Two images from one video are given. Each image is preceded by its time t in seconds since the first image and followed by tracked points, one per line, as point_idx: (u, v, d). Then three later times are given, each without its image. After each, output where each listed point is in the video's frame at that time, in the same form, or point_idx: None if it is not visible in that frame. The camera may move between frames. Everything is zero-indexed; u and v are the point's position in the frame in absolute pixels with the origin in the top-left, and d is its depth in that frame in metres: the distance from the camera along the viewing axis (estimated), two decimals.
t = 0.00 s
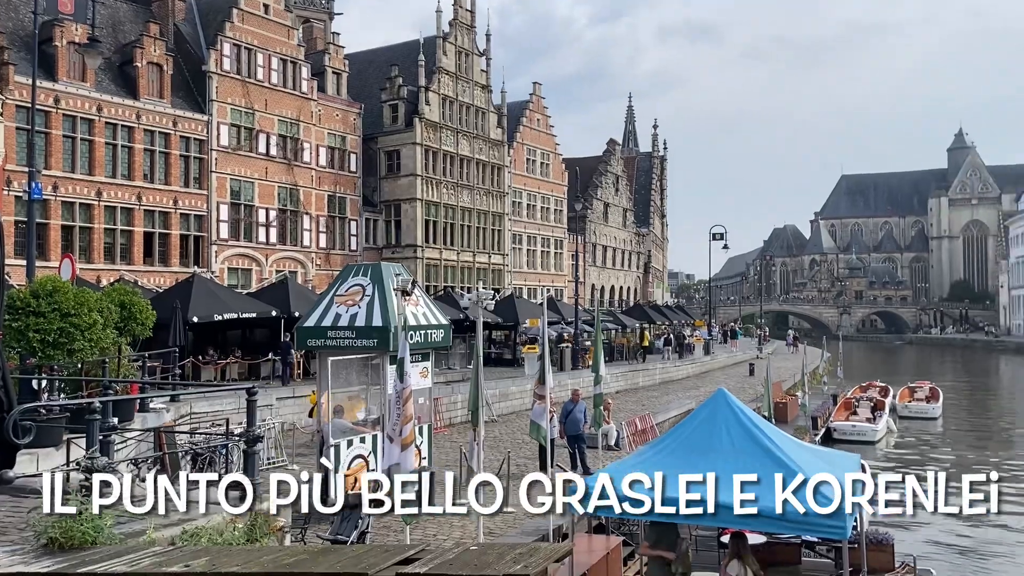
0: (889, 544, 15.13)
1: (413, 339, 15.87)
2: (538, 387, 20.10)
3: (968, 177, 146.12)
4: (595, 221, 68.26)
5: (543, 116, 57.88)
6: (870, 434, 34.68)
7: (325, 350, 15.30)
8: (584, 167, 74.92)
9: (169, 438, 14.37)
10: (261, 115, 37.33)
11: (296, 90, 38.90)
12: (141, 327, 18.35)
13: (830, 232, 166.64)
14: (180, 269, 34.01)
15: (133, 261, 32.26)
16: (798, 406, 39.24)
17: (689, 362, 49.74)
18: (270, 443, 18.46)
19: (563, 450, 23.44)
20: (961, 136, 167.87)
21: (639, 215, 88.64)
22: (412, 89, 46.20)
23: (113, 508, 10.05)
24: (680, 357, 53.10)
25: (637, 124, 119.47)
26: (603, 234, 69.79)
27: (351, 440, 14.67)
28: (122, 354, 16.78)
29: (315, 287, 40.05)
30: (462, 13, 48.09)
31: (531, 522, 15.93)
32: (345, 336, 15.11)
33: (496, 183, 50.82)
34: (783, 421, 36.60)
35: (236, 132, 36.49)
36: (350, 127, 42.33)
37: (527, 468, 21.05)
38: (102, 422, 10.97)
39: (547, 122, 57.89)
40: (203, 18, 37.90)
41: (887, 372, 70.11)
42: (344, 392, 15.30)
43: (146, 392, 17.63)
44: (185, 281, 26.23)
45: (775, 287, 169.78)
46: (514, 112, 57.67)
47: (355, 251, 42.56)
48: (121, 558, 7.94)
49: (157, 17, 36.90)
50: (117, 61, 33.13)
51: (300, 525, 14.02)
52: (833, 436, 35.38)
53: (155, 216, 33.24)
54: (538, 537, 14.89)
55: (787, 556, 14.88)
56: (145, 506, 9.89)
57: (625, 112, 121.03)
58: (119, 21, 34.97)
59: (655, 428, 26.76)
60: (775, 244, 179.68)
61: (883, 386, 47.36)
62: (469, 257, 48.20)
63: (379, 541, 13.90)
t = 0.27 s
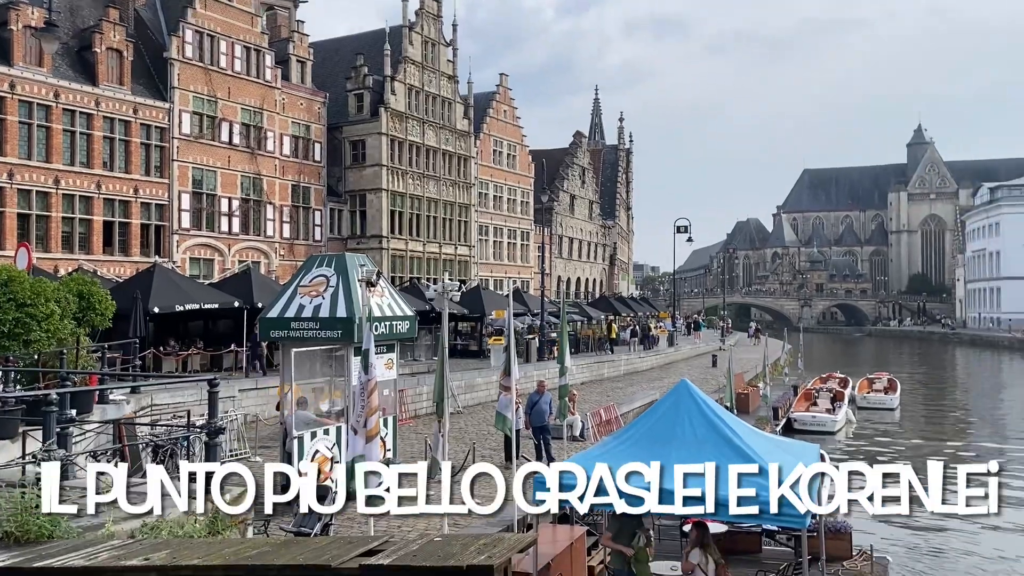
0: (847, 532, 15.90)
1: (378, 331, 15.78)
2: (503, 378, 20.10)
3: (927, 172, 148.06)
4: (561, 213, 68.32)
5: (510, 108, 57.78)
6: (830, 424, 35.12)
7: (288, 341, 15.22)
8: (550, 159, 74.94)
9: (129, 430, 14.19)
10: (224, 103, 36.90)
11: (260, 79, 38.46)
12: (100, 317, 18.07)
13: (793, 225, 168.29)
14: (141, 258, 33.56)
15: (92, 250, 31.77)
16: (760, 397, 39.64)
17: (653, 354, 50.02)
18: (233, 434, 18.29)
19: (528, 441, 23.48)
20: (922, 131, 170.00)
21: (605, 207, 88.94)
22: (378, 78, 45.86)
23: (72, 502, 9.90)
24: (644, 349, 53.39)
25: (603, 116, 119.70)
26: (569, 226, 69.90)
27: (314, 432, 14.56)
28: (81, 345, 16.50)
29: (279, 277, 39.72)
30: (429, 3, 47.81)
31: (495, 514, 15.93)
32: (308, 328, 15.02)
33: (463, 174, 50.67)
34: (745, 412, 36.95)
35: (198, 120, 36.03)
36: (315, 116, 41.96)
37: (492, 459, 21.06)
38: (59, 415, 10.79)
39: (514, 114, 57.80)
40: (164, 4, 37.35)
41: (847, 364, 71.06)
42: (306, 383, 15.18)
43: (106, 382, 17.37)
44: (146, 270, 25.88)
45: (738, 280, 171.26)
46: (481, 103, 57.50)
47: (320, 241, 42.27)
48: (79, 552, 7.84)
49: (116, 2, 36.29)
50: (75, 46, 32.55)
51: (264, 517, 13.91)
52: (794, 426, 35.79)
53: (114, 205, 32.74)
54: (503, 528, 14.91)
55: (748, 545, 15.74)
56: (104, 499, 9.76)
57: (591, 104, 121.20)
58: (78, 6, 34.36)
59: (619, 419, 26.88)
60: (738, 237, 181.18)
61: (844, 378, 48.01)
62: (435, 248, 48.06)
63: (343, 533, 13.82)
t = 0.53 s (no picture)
0: (803, 522, 16.15)
1: (338, 323, 15.67)
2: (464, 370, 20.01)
3: (884, 167, 150.01)
4: (525, 205, 68.30)
5: (473, 99, 57.57)
6: (787, 415, 35.49)
7: (246, 333, 14.94)
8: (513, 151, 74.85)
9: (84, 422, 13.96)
10: (182, 91, 36.39)
11: (218, 66, 37.94)
12: (53, 308, 17.70)
13: (752, 219, 169.86)
14: (95, 249, 33.01)
15: (44, 240, 31.16)
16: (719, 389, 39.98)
17: (615, 346, 50.22)
18: (190, 427, 18.05)
19: (489, 433, 23.45)
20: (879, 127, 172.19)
21: (567, 200, 89.11)
22: (339, 67, 45.47)
23: (22, 496, 9.70)
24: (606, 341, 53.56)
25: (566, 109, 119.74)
26: (532, 218, 69.91)
27: (274, 425, 14.48)
28: (32, 337, 16.18)
29: (237, 268, 39.27)
30: None
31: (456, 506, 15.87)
32: (268, 320, 14.81)
33: (425, 165, 50.43)
34: (704, 404, 37.23)
35: (155, 108, 35.47)
36: (275, 106, 41.52)
37: (453, 451, 21.00)
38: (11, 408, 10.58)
39: (476, 105, 57.63)
40: None
41: (804, 356, 71.93)
42: (265, 376, 14.89)
43: (59, 376, 17.04)
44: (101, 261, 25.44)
45: (699, 273, 172.56)
46: (444, 94, 57.24)
47: (279, 232, 41.87)
48: (30, 547, 7.69)
49: None
50: (26, 31, 31.86)
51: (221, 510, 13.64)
52: (752, 418, 36.13)
53: (68, 194, 32.16)
54: (465, 519, 14.87)
55: (706, 534, 15.96)
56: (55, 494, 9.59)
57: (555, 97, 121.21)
58: None
59: (581, 410, 26.94)
60: (698, 230, 182.50)
61: (801, 370, 48.57)
62: (397, 240, 47.83)
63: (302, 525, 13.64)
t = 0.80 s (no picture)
0: (757, 512, 16.31)
1: (295, 316, 15.50)
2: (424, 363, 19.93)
3: (839, 164, 151.92)
4: (485, 198, 68.19)
5: (433, 91, 57.30)
6: (743, 407, 35.87)
7: (201, 326, 14.67)
8: (473, 144, 74.67)
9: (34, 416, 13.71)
10: (136, 80, 35.76)
11: (173, 55, 37.36)
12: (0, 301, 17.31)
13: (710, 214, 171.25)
14: (46, 240, 32.37)
15: None
16: (676, 382, 40.27)
17: (574, 339, 50.39)
18: (144, 421, 17.76)
19: (449, 426, 23.40)
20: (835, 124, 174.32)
21: (527, 193, 89.17)
22: (297, 57, 44.99)
23: None
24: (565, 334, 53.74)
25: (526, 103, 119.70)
26: (492, 212, 69.84)
27: (230, 419, 14.53)
28: None
29: (192, 261, 38.78)
30: None
31: (415, 499, 15.82)
32: (223, 312, 14.58)
33: (385, 157, 50.11)
34: (662, 396, 37.51)
35: (107, 96, 34.79)
36: (231, 95, 41.00)
37: (412, 445, 20.93)
38: None
39: (437, 98, 57.38)
40: None
41: (760, 349, 72.80)
42: (222, 371, 14.63)
43: (7, 369, 16.67)
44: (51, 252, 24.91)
45: (657, 267, 173.70)
46: (403, 86, 56.92)
47: (236, 224, 41.42)
48: None
49: None
50: None
51: (175, 505, 13.49)
52: (709, 410, 36.47)
53: (18, 184, 31.47)
54: (424, 513, 14.83)
55: (663, 525, 16.12)
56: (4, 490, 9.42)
57: (515, 90, 121.03)
58: None
59: (540, 403, 26.96)
60: (657, 225, 183.62)
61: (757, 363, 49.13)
62: (356, 233, 47.53)
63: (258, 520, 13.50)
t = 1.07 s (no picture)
0: (712, 504, 16.41)
1: (250, 311, 15.30)
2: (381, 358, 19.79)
3: (793, 161, 153.57)
4: (444, 192, 67.92)
5: (391, 84, 56.92)
6: (698, 401, 36.16)
7: (154, 321, 14.45)
8: (432, 138, 74.32)
9: None
10: (86, 69, 35.06)
11: (125, 44, 36.72)
12: None
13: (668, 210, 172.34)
14: None
15: None
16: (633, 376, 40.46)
17: (533, 334, 50.44)
18: (94, 418, 17.42)
19: (406, 422, 23.28)
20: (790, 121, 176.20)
21: (486, 188, 89.02)
22: (253, 48, 44.42)
23: None
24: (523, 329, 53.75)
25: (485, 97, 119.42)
26: (451, 206, 69.61)
27: (183, 415, 14.14)
28: None
29: (145, 254, 38.16)
30: None
31: (371, 495, 15.73)
32: (176, 307, 14.37)
33: (342, 150, 49.70)
34: (619, 390, 37.67)
35: (56, 86, 34.05)
36: (185, 86, 40.41)
37: (369, 440, 20.79)
38: None
39: (395, 91, 57.05)
40: None
41: (716, 344, 73.46)
42: (175, 366, 14.64)
43: None
44: None
45: (615, 263, 174.51)
46: (361, 78, 56.49)
47: (190, 217, 40.86)
48: None
49: None
50: None
51: (127, 503, 13.24)
52: (665, 404, 36.70)
53: None
54: (380, 508, 14.74)
55: (619, 518, 16.19)
56: None
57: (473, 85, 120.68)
58: None
59: (498, 398, 26.93)
60: (615, 220, 184.40)
61: (713, 357, 49.55)
62: (313, 226, 47.11)
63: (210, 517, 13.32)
